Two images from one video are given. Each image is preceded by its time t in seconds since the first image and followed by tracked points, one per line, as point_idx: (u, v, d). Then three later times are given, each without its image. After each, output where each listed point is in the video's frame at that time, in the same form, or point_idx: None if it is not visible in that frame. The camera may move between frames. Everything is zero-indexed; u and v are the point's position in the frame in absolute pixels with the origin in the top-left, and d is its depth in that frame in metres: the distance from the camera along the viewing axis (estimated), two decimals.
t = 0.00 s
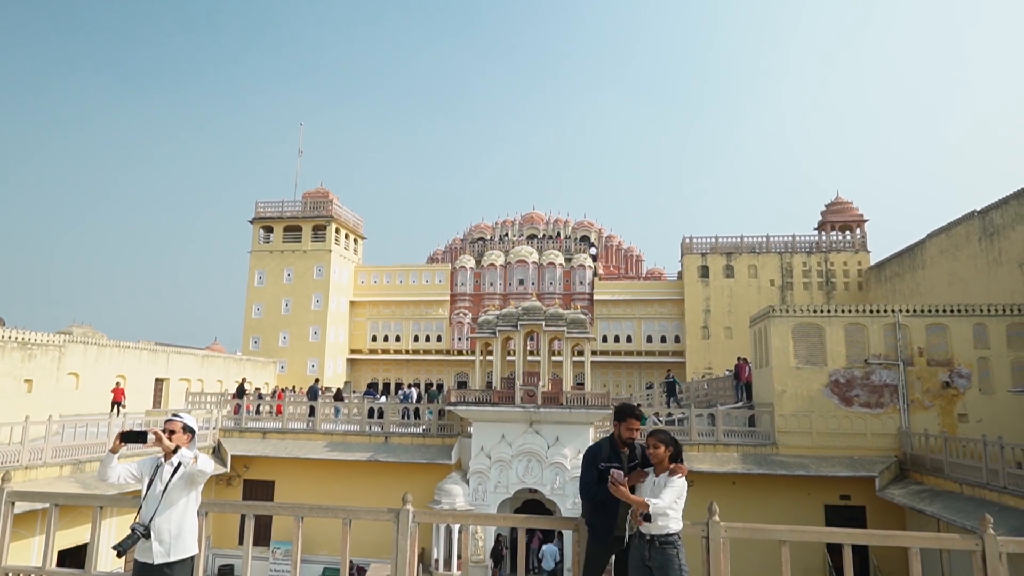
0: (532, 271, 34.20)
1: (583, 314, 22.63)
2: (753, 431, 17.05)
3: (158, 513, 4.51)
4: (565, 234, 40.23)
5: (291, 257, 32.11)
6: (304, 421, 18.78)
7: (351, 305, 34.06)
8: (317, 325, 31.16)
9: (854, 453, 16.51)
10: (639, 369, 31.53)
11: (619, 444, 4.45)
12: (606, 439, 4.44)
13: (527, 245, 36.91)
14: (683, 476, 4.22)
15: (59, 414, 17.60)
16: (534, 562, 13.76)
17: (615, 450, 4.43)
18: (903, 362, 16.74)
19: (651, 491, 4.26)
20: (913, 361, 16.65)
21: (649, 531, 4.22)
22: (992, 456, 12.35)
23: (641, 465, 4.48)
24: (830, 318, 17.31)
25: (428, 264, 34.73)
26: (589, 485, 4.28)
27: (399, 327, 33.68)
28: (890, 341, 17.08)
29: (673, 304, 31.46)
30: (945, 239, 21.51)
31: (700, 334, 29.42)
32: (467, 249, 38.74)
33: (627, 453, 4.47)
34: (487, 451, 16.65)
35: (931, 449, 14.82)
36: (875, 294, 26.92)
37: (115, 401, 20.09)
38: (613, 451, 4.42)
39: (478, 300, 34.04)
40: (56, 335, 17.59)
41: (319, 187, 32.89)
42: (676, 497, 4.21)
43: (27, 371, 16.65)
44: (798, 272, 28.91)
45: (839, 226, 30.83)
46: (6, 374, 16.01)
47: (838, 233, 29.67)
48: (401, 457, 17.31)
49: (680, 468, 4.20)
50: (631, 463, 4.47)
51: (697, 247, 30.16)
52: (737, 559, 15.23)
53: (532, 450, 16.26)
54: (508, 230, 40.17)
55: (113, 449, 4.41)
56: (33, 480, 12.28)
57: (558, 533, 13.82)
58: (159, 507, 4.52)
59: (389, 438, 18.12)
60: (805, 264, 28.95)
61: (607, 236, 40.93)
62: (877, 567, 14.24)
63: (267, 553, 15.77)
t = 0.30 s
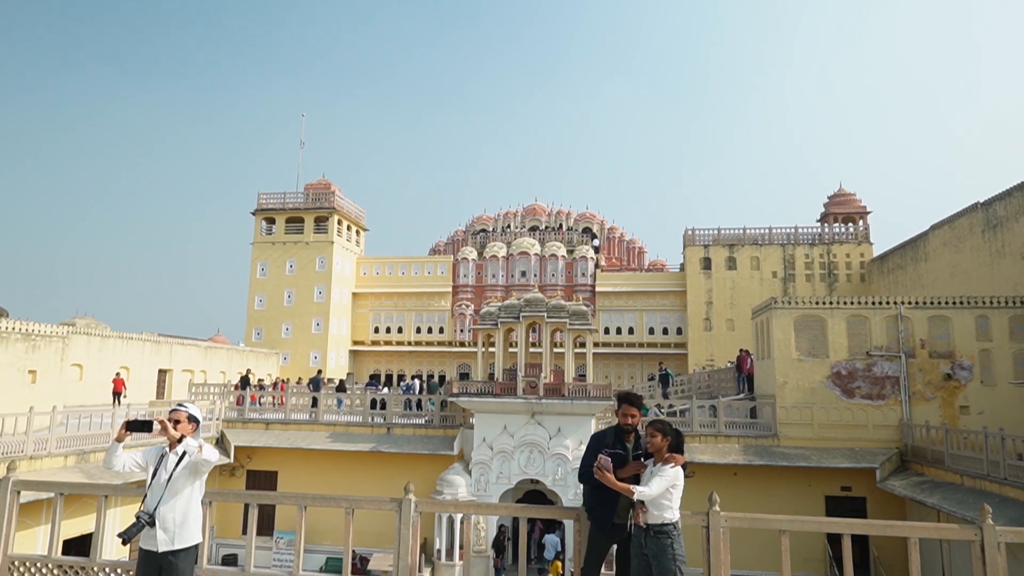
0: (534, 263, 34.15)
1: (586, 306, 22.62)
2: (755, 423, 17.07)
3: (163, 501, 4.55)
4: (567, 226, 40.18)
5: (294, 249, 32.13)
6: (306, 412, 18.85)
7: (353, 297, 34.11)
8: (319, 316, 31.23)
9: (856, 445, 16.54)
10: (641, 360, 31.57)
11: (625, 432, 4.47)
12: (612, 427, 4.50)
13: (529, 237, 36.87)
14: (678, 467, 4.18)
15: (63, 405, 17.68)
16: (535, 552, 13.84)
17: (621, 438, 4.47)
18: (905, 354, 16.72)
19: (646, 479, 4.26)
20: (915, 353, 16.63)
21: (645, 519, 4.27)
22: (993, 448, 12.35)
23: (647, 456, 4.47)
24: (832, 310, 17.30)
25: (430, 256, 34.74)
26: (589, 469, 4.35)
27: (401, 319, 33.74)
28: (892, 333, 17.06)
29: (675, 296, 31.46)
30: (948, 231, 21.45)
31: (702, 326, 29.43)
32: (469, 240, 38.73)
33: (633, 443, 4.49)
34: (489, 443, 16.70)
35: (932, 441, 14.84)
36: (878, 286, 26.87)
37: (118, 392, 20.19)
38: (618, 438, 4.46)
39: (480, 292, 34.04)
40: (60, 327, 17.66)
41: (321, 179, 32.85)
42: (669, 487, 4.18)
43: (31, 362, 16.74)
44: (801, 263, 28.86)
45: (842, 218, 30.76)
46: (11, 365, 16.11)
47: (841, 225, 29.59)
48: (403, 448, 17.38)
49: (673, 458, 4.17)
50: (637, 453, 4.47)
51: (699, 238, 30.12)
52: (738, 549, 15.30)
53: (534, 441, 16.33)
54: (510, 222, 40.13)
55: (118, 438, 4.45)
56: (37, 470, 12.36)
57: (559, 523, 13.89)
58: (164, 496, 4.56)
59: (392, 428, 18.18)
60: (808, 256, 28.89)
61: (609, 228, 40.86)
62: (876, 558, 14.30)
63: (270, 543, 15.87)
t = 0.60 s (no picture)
0: (537, 253, 34.12)
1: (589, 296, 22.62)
2: (757, 413, 17.11)
3: (169, 488, 4.59)
4: (570, 216, 40.11)
5: (296, 239, 32.16)
6: (310, 402, 18.93)
7: (356, 287, 34.17)
8: (322, 306, 31.30)
9: (858, 434, 16.57)
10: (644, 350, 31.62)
11: (625, 421, 4.52)
12: (613, 416, 4.55)
13: (532, 227, 36.83)
14: (677, 456, 4.19)
15: (68, 394, 17.79)
16: (538, 539, 13.93)
17: (621, 427, 4.52)
18: (908, 344, 16.71)
19: (646, 467, 4.28)
20: (918, 343, 16.62)
21: (645, 507, 4.27)
22: (995, 438, 12.36)
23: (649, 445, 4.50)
24: (835, 300, 17.29)
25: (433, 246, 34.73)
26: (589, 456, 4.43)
27: (404, 309, 33.80)
28: (895, 323, 17.05)
29: (678, 286, 31.45)
30: (952, 220, 21.37)
31: (705, 316, 29.44)
32: (472, 231, 38.72)
33: (634, 431, 4.54)
34: (492, 432, 16.78)
35: (934, 431, 14.86)
36: (881, 275, 26.82)
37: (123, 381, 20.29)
38: (619, 427, 4.51)
39: (483, 282, 34.05)
40: (64, 317, 17.74)
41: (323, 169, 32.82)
42: (669, 476, 4.18)
43: (36, 352, 16.84)
44: (804, 254, 28.79)
45: (845, 208, 30.66)
46: (16, 355, 16.21)
47: (844, 215, 29.48)
48: (406, 437, 17.47)
49: (673, 446, 4.18)
50: (638, 442, 4.52)
51: (702, 229, 30.05)
52: (740, 538, 15.37)
53: (536, 430, 16.39)
54: (513, 212, 40.08)
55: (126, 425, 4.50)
56: (44, 459, 12.46)
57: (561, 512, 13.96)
58: (170, 483, 4.60)
59: (395, 418, 18.26)
60: (811, 247, 28.82)
61: (612, 219, 40.79)
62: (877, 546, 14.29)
63: (275, 531, 16.00)
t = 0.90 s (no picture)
0: (540, 241, 34.07)
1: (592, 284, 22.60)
2: (760, 399, 17.16)
3: (176, 473, 4.66)
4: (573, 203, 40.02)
5: (300, 228, 32.19)
6: (315, 389, 19.04)
7: (360, 276, 34.24)
8: (326, 295, 31.38)
9: (861, 421, 16.61)
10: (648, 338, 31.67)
11: (625, 408, 4.56)
12: (612, 404, 4.59)
13: (535, 215, 36.77)
14: (676, 441, 4.22)
15: (75, 383, 17.94)
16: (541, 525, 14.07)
17: (621, 414, 4.56)
18: (911, 331, 16.69)
19: (646, 453, 4.31)
20: (921, 329, 16.60)
21: (645, 492, 4.30)
22: (997, 423, 12.39)
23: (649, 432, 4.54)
24: (838, 287, 17.26)
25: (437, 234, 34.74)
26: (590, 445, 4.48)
27: (408, 297, 33.86)
28: (899, 309, 17.02)
29: (682, 273, 31.42)
30: (958, 206, 21.26)
31: (708, 303, 29.46)
32: (475, 219, 38.68)
33: (634, 418, 4.58)
34: (496, 419, 16.88)
35: (937, 417, 14.88)
36: (886, 262, 26.74)
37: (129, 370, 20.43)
38: (619, 415, 4.55)
39: (487, 270, 34.05)
40: (70, 306, 17.85)
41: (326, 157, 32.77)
42: (669, 461, 4.22)
43: (42, 341, 16.97)
44: (808, 240, 28.71)
45: (850, 195, 30.52)
46: (23, 345, 16.34)
47: (849, 201, 29.35)
48: (411, 424, 17.58)
49: (672, 432, 4.21)
50: (638, 428, 4.56)
51: (706, 216, 29.96)
52: (743, 524, 15.48)
53: (540, 418, 16.47)
54: (516, 200, 40.03)
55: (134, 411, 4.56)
56: (52, 447, 12.59)
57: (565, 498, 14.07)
58: (178, 468, 4.67)
59: (399, 406, 18.36)
60: (815, 233, 28.73)
61: (616, 206, 40.69)
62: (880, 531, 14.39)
63: (281, 518, 16.18)
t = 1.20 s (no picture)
0: (545, 228, 34.00)
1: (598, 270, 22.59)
2: (764, 385, 17.22)
3: (186, 457, 4.74)
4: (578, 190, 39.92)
5: (305, 216, 32.25)
6: (321, 376, 19.18)
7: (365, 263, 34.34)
8: (332, 282, 31.49)
9: (865, 407, 16.64)
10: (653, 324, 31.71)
11: (628, 394, 4.61)
12: (615, 391, 4.65)
13: (540, 201, 36.72)
14: (678, 426, 4.26)
15: (84, 370, 18.12)
16: (547, 509, 14.21)
17: (624, 401, 4.62)
18: (917, 317, 16.66)
19: (648, 438, 4.37)
20: (927, 315, 16.57)
21: (646, 476, 4.35)
22: (1002, 409, 12.40)
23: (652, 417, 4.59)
24: (844, 273, 17.23)
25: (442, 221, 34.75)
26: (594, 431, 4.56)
27: (413, 285, 33.96)
28: (904, 295, 16.99)
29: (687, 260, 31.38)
30: (965, 191, 21.13)
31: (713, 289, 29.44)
32: (480, 206, 38.66)
33: (637, 404, 4.64)
34: (501, 405, 16.99)
35: (942, 403, 14.90)
36: (892, 248, 26.63)
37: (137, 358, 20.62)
38: (622, 401, 4.62)
39: (492, 257, 34.05)
40: (78, 294, 18.00)
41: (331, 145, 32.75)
42: (671, 445, 4.27)
43: (52, 329, 17.14)
44: (815, 226, 28.60)
45: (857, 180, 30.34)
46: (33, 332, 16.52)
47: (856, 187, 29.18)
48: (417, 411, 17.71)
49: (674, 416, 4.26)
50: (641, 413, 4.62)
51: (712, 202, 29.85)
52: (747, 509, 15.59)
53: (545, 404, 16.56)
54: (521, 187, 39.96)
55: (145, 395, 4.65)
56: (63, 433, 12.76)
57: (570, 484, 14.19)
58: (187, 452, 4.76)
59: (405, 392, 18.48)
60: (821, 220, 28.60)
61: (621, 193, 40.56)
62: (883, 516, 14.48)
63: (290, 502, 16.38)
